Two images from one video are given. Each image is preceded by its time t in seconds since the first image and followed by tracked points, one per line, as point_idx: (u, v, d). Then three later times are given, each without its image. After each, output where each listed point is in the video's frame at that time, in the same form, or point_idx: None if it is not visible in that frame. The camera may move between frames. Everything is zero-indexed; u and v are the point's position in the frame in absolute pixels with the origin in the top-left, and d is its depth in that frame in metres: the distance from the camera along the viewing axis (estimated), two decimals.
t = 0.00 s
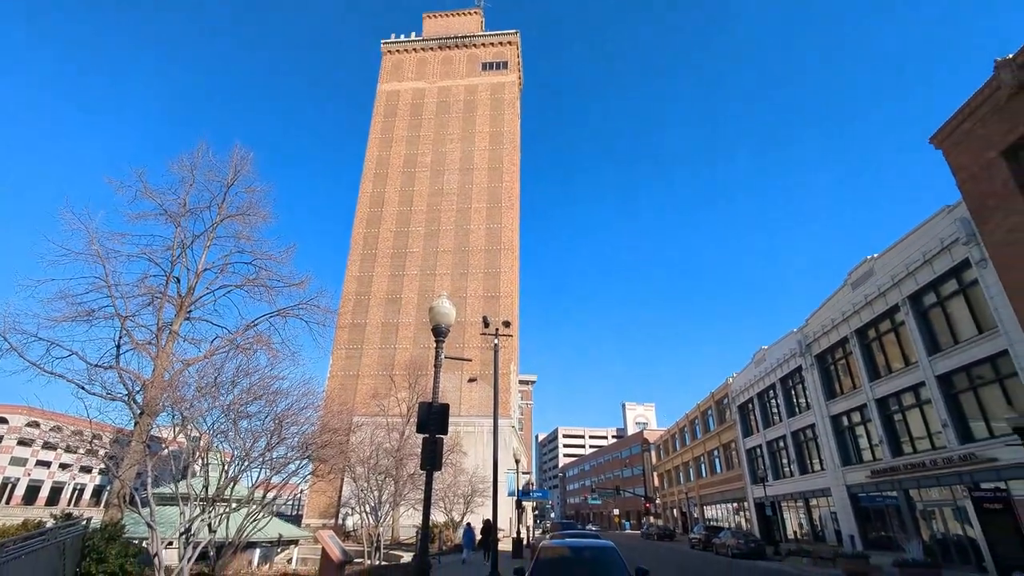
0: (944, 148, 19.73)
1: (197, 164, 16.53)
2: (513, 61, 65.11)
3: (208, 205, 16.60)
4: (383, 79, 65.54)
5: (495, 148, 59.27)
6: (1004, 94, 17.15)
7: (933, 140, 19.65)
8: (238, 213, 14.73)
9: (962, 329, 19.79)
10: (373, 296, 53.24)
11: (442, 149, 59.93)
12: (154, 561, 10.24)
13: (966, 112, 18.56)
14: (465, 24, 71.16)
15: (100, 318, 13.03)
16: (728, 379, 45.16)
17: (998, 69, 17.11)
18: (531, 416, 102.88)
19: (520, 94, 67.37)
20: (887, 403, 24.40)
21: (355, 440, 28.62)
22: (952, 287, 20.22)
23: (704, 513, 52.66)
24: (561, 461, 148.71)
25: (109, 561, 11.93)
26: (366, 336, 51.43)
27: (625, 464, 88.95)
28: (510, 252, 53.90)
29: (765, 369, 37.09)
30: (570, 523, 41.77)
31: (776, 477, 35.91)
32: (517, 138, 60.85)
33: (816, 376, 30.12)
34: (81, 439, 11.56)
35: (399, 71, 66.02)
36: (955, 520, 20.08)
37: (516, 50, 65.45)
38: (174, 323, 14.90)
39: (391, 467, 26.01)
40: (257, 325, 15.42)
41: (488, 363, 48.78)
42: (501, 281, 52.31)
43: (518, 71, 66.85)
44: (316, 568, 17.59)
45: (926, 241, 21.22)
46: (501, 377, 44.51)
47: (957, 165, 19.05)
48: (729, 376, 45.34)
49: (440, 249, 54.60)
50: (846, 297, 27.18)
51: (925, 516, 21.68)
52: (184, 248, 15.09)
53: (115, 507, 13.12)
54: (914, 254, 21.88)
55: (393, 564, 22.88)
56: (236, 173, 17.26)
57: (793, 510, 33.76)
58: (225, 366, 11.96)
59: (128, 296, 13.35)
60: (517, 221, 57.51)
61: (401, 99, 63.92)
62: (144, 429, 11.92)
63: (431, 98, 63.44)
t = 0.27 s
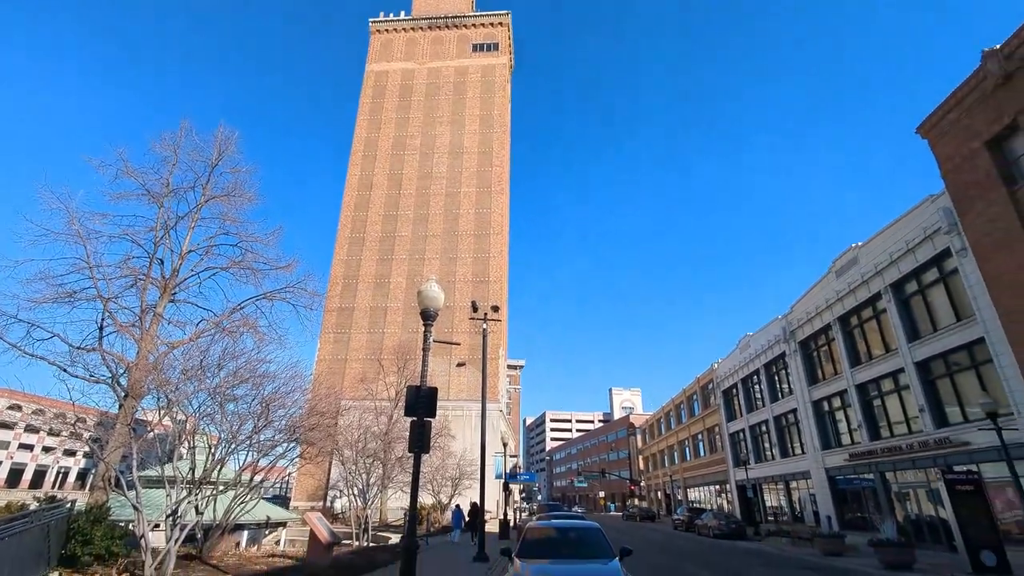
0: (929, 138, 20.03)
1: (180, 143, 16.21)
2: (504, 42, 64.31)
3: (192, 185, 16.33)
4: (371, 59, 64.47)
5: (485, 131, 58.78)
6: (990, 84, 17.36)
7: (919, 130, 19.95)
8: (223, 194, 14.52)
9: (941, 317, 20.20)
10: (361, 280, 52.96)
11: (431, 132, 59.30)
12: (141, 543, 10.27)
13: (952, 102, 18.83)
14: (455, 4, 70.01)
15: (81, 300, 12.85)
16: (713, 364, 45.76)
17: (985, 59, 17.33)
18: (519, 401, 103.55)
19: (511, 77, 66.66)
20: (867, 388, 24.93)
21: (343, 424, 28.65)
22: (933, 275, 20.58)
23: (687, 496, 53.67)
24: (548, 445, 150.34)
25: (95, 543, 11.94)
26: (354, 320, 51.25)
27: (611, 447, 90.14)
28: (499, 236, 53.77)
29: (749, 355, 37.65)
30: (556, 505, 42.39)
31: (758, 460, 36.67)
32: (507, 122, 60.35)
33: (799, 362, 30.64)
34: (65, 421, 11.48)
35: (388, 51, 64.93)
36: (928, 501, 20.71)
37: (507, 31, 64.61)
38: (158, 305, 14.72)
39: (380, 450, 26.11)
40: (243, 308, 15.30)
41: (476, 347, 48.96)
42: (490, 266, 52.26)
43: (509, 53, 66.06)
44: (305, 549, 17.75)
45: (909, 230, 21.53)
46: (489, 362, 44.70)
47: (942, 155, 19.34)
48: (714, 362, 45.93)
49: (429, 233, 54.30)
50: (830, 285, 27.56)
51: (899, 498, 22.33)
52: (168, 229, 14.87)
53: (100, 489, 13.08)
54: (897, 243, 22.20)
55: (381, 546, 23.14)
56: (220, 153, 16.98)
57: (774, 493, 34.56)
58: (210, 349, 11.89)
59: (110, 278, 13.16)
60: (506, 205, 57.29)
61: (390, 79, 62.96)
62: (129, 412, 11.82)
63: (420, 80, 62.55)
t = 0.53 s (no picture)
0: (914, 127, 20.25)
1: (161, 120, 15.83)
2: (494, 22, 63.40)
3: (174, 163, 15.99)
4: (358, 37, 63.21)
5: (474, 113, 58.19)
6: (975, 74, 17.52)
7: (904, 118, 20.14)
8: (206, 173, 14.25)
9: (919, 304, 20.61)
10: (348, 262, 52.57)
11: (419, 113, 58.55)
12: (126, 524, 10.28)
13: (937, 91, 19.01)
14: None
15: (60, 279, 12.62)
16: (697, 349, 46.35)
17: (971, 48, 17.48)
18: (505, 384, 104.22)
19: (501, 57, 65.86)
20: (846, 373, 25.45)
21: (330, 406, 28.65)
22: (913, 263, 20.93)
23: (670, 477, 54.70)
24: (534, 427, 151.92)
25: (79, 524, 11.92)
26: (341, 303, 50.98)
27: (597, 430, 91.33)
28: (487, 220, 53.58)
29: (733, 340, 38.18)
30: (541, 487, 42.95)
31: (739, 443, 37.42)
32: (497, 103, 59.76)
33: (781, 347, 31.15)
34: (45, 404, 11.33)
35: (375, 29, 63.69)
36: (901, 482, 21.34)
37: (497, 11, 63.67)
38: (141, 285, 14.52)
39: (367, 433, 26.18)
40: (228, 289, 15.13)
41: (463, 331, 49.05)
42: (478, 249, 52.12)
43: (499, 34, 65.18)
44: (291, 530, 17.85)
45: (891, 218, 21.82)
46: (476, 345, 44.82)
47: (926, 143, 19.58)
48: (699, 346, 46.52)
49: (417, 215, 53.89)
50: (813, 271, 27.93)
51: (873, 479, 22.99)
52: (149, 208, 14.59)
53: (83, 471, 13.00)
54: (880, 230, 22.50)
55: (367, 526, 23.37)
56: (203, 131, 16.62)
57: (754, 474, 35.36)
58: (194, 331, 11.77)
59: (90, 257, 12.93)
60: (495, 188, 57.00)
61: (377, 58, 61.86)
62: (111, 394, 11.63)
63: (408, 59, 61.56)
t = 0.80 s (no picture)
0: (900, 115, 20.42)
1: (139, 95, 15.41)
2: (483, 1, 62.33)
3: (153, 140, 15.62)
4: (344, 13, 61.78)
5: (462, 94, 57.45)
6: (961, 62, 17.65)
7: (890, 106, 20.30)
8: (187, 151, 13.96)
9: (899, 290, 20.98)
10: (334, 244, 52.06)
11: (407, 93, 57.67)
12: (109, 505, 10.24)
13: (923, 79, 19.14)
14: None
15: (37, 259, 12.35)
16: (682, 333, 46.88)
17: (957, 37, 17.59)
18: (493, 367, 104.73)
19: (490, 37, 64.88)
20: (826, 357, 25.95)
21: (316, 388, 28.58)
22: (894, 250, 21.27)
23: (653, 459, 55.67)
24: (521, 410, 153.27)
25: (61, 506, 11.85)
26: (327, 285, 50.60)
27: (582, 413, 92.41)
28: (475, 202, 53.27)
29: (717, 325, 38.66)
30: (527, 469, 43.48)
31: (721, 425, 38.15)
32: (485, 84, 59.03)
33: (764, 332, 31.63)
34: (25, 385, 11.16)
35: (362, 5, 62.29)
36: (875, 463, 21.95)
37: None
38: (121, 266, 14.28)
39: (354, 415, 26.19)
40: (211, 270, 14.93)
41: (451, 314, 49.06)
42: (466, 233, 51.90)
43: (488, 12, 64.13)
44: (278, 510, 17.93)
45: (874, 206, 22.09)
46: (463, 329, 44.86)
47: (910, 131, 19.78)
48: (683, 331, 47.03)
49: (404, 197, 53.38)
50: (797, 257, 28.26)
51: (849, 460, 23.62)
52: (128, 187, 14.28)
53: (65, 453, 12.89)
54: (863, 218, 22.79)
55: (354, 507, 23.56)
56: (183, 107, 16.24)
57: (734, 456, 36.14)
58: (176, 312, 11.62)
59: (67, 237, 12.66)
60: (483, 171, 56.57)
61: (364, 35, 60.61)
62: (93, 375, 11.38)
63: (396, 37, 60.40)
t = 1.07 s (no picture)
0: (886, 103, 20.56)
1: (117, 70, 14.99)
2: None
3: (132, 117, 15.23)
4: None
5: (451, 75, 56.67)
6: (948, 51, 17.77)
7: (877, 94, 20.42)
8: (168, 128, 13.66)
9: (880, 277, 21.34)
10: (320, 226, 51.51)
11: (394, 73, 56.74)
12: (93, 487, 10.19)
13: (911, 67, 19.25)
14: None
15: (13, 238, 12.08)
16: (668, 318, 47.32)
17: (945, 25, 17.68)
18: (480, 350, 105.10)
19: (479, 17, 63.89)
20: (807, 342, 26.40)
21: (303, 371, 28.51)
22: (877, 238, 21.57)
23: (637, 441, 56.53)
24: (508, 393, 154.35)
25: (43, 488, 11.77)
26: (313, 268, 50.18)
27: (569, 396, 93.31)
28: (464, 186, 52.92)
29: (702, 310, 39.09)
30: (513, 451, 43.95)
31: (704, 408, 38.79)
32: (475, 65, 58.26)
33: (748, 317, 32.05)
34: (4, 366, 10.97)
35: None
36: (852, 446, 22.52)
37: None
38: (101, 246, 14.02)
39: (341, 398, 26.19)
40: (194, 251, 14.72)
41: (438, 298, 49.01)
42: (454, 216, 51.63)
43: None
44: (264, 492, 17.99)
45: (859, 194, 22.34)
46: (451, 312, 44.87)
47: (896, 120, 19.94)
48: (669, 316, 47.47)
49: (392, 179, 52.83)
50: (782, 244, 28.56)
51: (827, 443, 24.20)
52: (107, 165, 13.96)
53: (47, 435, 12.77)
54: (847, 205, 23.04)
55: (341, 489, 23.72)
56: (163, 84, 15.85)
57: (716, 438, 36.84)
58: (159, 294, 11.47)
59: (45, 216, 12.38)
60: (472, 154, 56.11)
61: (350, 12, 59.31)
62: (74, 356, 11.16)
63: (383, 14, 59.20)
